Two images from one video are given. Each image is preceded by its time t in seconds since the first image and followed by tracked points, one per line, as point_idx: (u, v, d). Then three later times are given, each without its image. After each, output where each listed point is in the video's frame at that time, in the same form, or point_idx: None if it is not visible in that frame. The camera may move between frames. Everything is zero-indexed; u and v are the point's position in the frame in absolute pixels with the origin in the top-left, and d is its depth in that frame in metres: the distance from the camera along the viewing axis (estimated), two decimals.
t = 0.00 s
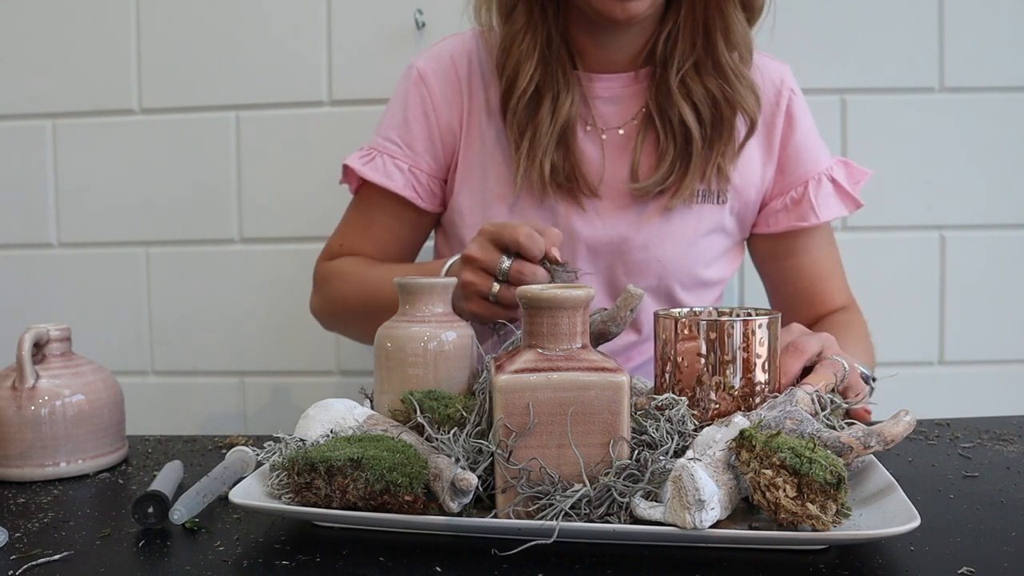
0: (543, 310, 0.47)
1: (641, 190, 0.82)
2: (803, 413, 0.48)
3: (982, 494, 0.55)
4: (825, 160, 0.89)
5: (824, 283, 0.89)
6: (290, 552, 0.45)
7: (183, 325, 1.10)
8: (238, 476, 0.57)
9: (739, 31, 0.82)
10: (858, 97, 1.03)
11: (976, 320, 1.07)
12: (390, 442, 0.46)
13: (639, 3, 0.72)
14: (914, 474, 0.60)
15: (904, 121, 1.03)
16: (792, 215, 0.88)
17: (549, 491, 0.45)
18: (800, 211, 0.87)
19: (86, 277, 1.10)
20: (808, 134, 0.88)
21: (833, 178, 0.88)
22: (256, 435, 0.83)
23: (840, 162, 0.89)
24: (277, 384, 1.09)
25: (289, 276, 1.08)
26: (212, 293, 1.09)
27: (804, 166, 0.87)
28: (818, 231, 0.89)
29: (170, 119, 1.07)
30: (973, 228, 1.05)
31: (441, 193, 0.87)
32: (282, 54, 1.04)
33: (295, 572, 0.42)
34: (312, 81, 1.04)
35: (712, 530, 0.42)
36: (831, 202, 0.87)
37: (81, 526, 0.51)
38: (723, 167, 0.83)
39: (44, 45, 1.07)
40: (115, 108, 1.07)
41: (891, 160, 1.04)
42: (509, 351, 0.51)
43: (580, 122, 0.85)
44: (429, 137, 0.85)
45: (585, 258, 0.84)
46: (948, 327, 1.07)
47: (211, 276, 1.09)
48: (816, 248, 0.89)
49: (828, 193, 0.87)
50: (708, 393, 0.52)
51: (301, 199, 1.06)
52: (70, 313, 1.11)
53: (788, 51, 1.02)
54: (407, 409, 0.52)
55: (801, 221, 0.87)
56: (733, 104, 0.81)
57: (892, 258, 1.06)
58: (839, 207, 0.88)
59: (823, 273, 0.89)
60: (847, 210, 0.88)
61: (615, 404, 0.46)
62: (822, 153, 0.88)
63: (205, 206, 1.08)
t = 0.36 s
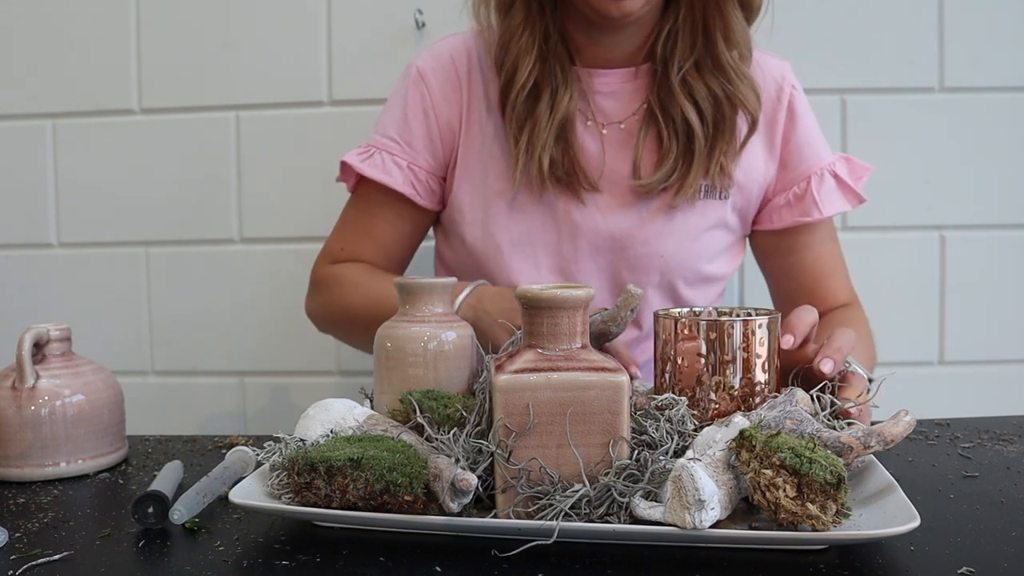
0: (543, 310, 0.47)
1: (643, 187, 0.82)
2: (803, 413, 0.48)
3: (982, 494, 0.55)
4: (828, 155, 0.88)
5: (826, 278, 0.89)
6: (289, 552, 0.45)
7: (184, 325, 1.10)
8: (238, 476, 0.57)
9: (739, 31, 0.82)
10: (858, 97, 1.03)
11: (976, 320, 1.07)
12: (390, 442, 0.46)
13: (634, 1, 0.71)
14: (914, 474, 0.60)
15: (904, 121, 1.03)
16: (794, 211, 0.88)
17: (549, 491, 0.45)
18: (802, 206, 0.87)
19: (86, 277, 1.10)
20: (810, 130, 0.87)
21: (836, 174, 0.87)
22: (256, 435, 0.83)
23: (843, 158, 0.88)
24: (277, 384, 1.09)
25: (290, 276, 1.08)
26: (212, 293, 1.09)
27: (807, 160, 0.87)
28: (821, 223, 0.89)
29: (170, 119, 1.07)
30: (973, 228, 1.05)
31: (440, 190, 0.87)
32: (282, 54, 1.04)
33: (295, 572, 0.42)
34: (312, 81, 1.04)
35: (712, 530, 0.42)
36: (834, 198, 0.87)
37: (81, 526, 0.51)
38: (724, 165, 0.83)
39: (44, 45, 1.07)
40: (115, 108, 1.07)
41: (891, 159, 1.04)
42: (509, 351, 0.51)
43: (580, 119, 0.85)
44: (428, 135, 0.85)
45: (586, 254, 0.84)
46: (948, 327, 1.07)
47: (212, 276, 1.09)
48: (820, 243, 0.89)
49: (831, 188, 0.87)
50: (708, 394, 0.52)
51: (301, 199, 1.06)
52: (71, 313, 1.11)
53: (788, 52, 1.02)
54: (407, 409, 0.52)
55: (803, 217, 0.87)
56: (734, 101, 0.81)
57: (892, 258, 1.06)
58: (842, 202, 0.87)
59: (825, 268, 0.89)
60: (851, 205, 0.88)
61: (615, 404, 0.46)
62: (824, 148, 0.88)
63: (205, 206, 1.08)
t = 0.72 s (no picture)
0: (543, 310, 0.47)
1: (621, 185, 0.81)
2: (802, 413, 0.48)
3: (982, 494, 0.55)
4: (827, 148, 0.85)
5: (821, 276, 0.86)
6: (289, 552, 0.45)
7: (183, 325, 1.10)
8: (238, 476, 0.57)
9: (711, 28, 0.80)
10: (858, 97, 1.03)
11: (976, 320, 1.07)
12: (390, 442, 0.46)
13: None
14: (914, 474, 0.60)
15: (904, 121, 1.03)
16: (789, 207, 0.85)
17: (549, 491, 0.45)
18: (797, 201, 0.84)
19: (86, 277, 1.10)
20: (806, 123, 0.85)
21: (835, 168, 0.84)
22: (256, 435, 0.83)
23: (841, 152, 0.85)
24: (277, 384, 1.09)
25: (289, 276, 1.08)
26: (211, 293, 1.09)
27: (801, 155, 0.84)
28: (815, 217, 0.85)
29: (170, 119, 1.07)
30: (973, 228, 1.05)
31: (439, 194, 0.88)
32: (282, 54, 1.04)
33: (296, 572, 0.42)
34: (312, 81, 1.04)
35: (712, 530, 0.42)
36: (830, 193, 0.84)
37: (81, 526, 0.51)
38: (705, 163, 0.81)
39: (45, 45, 1.07)
40: (116, 108, 1.07)
41: (891, 159, 1.04)
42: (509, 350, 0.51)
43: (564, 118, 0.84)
44: (420, 138, 0.86)
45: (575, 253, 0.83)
46: (948, 327, 1.07)
47: (211, 276, 1.09)
48: (819, 238, 0.87)
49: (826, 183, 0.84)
50: (708, 394, 0.52)
51: (301, 199, 1.06)
52: (71, 313, 1.11)
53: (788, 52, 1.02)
54: (407, 410, 0.52)
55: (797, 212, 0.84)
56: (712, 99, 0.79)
57: (892, 258, 1.06)
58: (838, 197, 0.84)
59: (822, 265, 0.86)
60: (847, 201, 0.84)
61: (615, 404, 0.46)
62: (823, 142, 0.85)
63: (205, 206, 1.08)
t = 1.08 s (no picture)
0: (543, 310, 0.47)
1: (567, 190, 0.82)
2: (802, 413, 0.48)
3: (982, 494, 0.55)
4: (775, 127, 0.81)
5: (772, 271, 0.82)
6: (289, 552, 0.45)
7: (183, 325, 1.10)
8: (238, 476, 0.57)
9: (637, 27, 0.79)
10: (858, 97, 1.03)
11: (976, 320, 1.07)
12: (390, 442, 0.46)
13: (514, 12, 0.75)
14: (914, 474, 0.60)
15: (904, 121, 1.03)
16: (725, 189, 0.81)
17: (549, 491, 0.45)
18: (729, 185, 0.80)
19: (86, 277, 1.10)
20: (752, 103, 0.81)
21: (780, 147, 0.80)
22: (256, 435, 0.83)
23: (790, 134, 0.81)
24: (277, 384, 1.09)
25: (289, 276, 1.08)
26: (211, 293, 1.09)
27: (743, 136, 0.80)
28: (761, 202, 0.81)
29: (170, 118, 1.07)
30: (973, 229, 1.05)
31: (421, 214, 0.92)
32: (282, 54, 1.04)
33: (296, 572, 0.42)
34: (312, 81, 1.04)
35: (712, 530, 0.42)
36: (766, 175, 0.79)
37: (81, 526, 0.51)
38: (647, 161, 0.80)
39: (45, 45, 1.07)
40: (116, 108, 1.07)
41: (892, 159, 1.04)
42: (509, 351, 0.51)
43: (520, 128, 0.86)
44: (394, 160, 0.90)
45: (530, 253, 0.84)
46: (948, 327, 1.07)
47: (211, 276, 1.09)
48: (787, 234, 0.82)
49: (765, 165, 0.79)
50: (708, 394, 0.52)
51: (301, 198, 1.06)
52: (71, 313, 1.11)
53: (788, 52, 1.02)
54: (407, 409, 0.52)
55: (734, 195, 0.80)
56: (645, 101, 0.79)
57: (892, 258, 1.06)
58: (776, 179, 0.79)
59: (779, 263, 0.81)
60: (785, 182, 0.80)
61: (615, 404, 0.46)
62: (771, 121, 0.81)
63: (205, 206, 1.08)
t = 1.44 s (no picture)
0: (543, 310, 0.47)
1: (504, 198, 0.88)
2: (802, 413, 0.48)
3: (982, 494, 0.55)
4: (701, 103, 0.82)
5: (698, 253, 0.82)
6: (289, 552, 0.45)
7: (183, 325, 1.10)
8: (238, 476, 0.57)
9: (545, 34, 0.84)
10: (858, 96, 1.03)
11: (976, 320, 1.07)
12: (390, 442, 0.46)
13: (448, 27, 0.80)
14: (914, 474, 0.60)
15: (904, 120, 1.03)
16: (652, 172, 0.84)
17: (549, 491, 0.45)
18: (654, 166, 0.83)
19: (86, 277, 1.10)
20: (675, 85, 0.83)
21: (706, 123, 0.82)
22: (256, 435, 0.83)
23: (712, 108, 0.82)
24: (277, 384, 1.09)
25: (289, 276, 1.08)
26: (210, 293, 1.09)
27: (665, 116, 0.83)
28: (690, 183, 0.82)
29: (170, 118, 1.07)
30: (973, 228, 1.05)
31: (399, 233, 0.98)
32: (282, 54, 1.04)
33: (296, 572, 0.42)
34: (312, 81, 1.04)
35: (712, 530, 0.42)
36: (688, 153, 0.81)
37: (81, 526, 0.51)
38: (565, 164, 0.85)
39: (46, 44, 1.07)
40: (116, 108, 1.07)
41: (891, 160, 1.04)
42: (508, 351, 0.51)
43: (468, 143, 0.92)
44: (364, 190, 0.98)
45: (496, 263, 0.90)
46: (948, 327, 1.07)
47: (210, 276, 1.09)
48: (716, 216, 0.82)
49: (684, 142, 0.82)
50: (708, 394, 0.52)
51: (301, 198, 1.06)
52: (71, 313, 1.11)
53: (789, 51, 1.02)
54: (407, 410, 0.52)
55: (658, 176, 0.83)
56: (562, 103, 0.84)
57: (892, 258, 1.06)
58: (695, 156, 0.81)
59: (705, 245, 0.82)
60: (707, 159, 0.81)
61: (615, 404, 0.46)
62: (697, 98, 0.83)
63: (205, 206, 1.08)
